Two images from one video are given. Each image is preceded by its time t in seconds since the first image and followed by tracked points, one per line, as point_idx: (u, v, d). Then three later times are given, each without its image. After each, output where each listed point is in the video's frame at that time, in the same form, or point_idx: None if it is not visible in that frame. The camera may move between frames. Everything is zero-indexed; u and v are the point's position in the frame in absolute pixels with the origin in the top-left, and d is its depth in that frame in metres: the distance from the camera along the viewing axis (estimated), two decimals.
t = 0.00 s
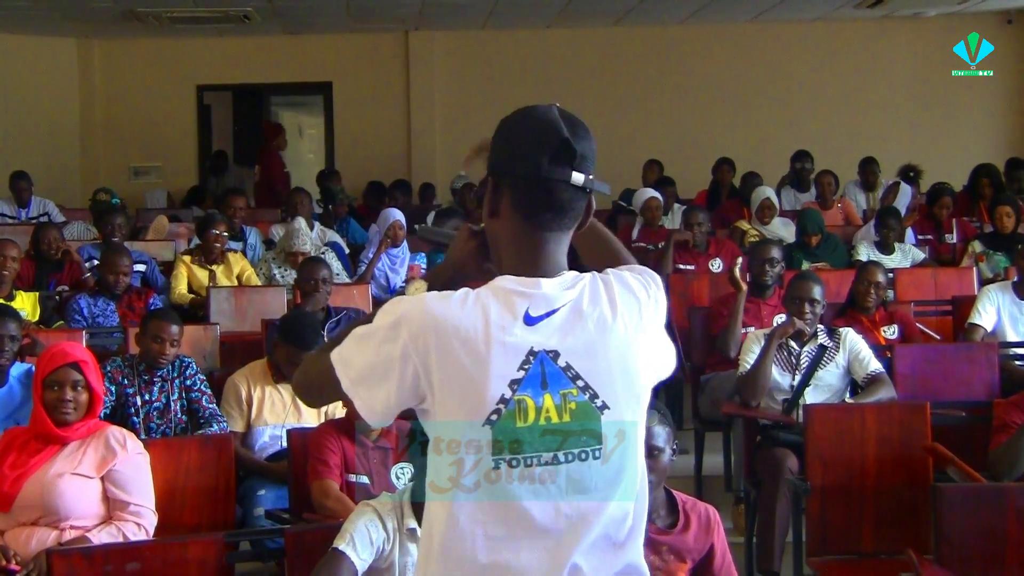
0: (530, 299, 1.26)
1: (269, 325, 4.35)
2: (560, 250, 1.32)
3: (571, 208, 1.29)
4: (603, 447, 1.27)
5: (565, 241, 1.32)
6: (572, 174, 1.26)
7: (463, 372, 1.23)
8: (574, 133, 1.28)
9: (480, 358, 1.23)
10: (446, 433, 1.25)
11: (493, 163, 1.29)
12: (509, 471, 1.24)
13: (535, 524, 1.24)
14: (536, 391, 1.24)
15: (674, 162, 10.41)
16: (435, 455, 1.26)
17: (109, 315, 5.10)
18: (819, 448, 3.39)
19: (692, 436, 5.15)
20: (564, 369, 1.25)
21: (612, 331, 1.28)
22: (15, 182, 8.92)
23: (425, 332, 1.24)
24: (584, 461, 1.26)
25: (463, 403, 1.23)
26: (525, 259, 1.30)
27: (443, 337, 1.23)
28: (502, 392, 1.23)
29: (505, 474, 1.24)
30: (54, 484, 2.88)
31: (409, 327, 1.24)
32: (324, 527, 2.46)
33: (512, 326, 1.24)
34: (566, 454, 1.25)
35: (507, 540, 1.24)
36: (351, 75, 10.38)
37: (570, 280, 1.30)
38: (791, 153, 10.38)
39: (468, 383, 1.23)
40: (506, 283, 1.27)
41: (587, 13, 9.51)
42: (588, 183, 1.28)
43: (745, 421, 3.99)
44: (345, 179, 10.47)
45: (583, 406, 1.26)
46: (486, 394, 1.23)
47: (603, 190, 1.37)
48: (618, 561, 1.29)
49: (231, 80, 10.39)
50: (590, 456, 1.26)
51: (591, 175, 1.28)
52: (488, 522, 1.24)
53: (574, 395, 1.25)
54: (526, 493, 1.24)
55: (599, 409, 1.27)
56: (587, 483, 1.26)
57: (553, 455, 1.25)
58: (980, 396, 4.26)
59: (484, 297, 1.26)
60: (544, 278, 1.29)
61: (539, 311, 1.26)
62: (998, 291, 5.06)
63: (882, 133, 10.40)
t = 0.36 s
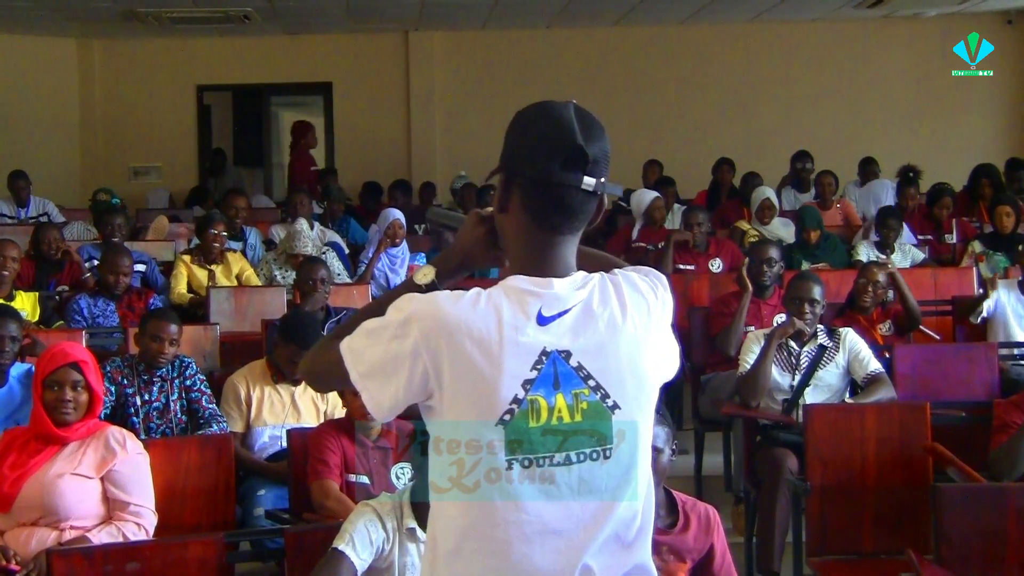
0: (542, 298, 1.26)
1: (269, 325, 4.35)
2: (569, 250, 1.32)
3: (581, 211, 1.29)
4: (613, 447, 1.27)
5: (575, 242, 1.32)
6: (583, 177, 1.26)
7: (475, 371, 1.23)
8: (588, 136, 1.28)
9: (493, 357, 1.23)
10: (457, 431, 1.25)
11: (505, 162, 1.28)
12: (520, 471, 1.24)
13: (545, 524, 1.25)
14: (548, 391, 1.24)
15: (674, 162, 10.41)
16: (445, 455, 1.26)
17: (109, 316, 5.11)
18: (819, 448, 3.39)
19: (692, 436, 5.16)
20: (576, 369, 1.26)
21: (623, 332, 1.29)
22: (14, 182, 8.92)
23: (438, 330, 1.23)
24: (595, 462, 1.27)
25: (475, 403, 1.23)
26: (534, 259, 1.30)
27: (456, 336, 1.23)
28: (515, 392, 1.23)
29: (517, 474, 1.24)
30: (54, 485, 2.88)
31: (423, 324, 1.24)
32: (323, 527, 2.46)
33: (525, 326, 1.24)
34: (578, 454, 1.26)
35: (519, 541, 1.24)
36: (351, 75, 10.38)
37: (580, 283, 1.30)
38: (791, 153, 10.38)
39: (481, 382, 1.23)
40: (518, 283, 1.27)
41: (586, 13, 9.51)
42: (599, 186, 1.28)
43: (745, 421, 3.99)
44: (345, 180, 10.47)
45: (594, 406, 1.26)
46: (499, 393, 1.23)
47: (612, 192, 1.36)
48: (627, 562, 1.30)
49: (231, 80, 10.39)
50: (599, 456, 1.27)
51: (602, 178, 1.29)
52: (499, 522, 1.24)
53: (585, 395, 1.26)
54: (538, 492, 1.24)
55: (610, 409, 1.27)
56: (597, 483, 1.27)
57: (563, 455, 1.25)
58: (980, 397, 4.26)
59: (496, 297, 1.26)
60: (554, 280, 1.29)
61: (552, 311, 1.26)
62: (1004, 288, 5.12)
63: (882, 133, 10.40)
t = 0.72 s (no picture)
0: (542, 298, 1.26)
1: (269, 325, 4.35)
2: (570, 250, 1.32)
3: (584, 213, 1.28)
4: (613, 447, 1.27)
5: (576, 243, 1.32)
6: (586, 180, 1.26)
7: (475, 371, 1.23)
8: (590, 138, 1.27)
9: (491, 356, 1.23)
10: (456, 431, 1.25)
11: (507, 162, 1.28)
12: (519, 471, 1.24)
13: (545, 523, 1.24)
14: (547, 391, 1.24)
15: (674, 162, 10.42)
16: (444, 455, 1.26)
17: (109, 316, 5.12)
18: (819, 447, 3.39)
19: (692, 436, 5.16)
20: (576, 369, 1.26)
21: (623, 331, 1.29)
22: (13, 181, 8.92)
23: (438, 330, 1.23)
24: (594, 462, 1.26)
25: (474, 402, 1.23)
26: (536, 259, 1.30)
27: (455, 335, 1.23)
28: (514, 391, 1.23)
29: (516, 474, 1.24)
30: (55, 484, 2.88)
31: (422, 323, 1.24)
32: (323, 528, 2.46)
33: (524, 326, 1.24)
34: (576, 455, 1.26)
35: (518, 540, 1.24)
36: (351, 76, 10.38)
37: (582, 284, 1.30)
38: (791, 153, 10.38)
39: (479, 381, 1.23)
40: (517, 283, 1.27)
41: (586, 13, 9.51)
42: (602, 188, 1.28)
43: (745, 421, 3.99)
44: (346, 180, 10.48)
45: (593, 406, 1.26)
46: (498, 393, 1.23)
47: (616, 192, 1.36)
48: (629, 563, 1.30)
49: (231, 81, 10.40)
50: (598, 456, 1.27)
51: (605, 180, 1.28)
52: (499, 520, 1.24)
53: (585, 395, 1.26)
54: (537, 492, 1.24)
55: (610, 409, 1.27)
56: (596, 483, 1.27)
57: (562, 455, 1.25)
58: (980, 397, 4.26)
59: (495, 296, 1.26)
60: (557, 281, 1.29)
61: (551, 311, 1.26)
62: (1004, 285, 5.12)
63: (882, 133, 10.40)
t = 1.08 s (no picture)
0: (537, 294, 1.29)
1: (269, 326, 4.36)
2: (576, 252, 1.35)
3: (576, 225, 1.31)
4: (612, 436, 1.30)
5: (582, 244, 1.35)
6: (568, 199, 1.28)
7: (472, 367, 1.28)
8: (572, 153, 1.28)
9: (487, 352, 1.28)
10: (462, 425, 1.30)
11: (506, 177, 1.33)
12: (520, 460, 1.29)
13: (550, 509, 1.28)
14: (542, 381, 1.28)
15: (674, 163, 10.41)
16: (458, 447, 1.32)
17: (109, 316, 5.12)
18: (818, 447, 3.39)
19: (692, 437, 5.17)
20: (571, 360, 1.28)
21: (620, 324, 1.30)
22: (12, 181, 8.92)
23: (437, 329, 1.29)
24: (595, 450, 1.30)
25: (474, 396, 1.29)
26: (539, 265, 1.34)
27: (458, 333, 1.29)
28: (508, 382, 1.28)
29: (517, 463, 1.29)
30: (55, 485, 2.88)
31: (428, 322, 1.30)
32: (324, 527, 2.47)
33: (518, 321, 1.28)
34: (575, 442, 1.29)
35: (524, 526, 1.29)
36: (351, 76, 10.38)
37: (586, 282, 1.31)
38: (791, 153, 10.38)
39: (478, 375, 1.28)
40: (518, 281, 1.31)
41: (587, 13, 9.51)
42: (586, 204, 1.29)
43: (745, 421, 3.99)
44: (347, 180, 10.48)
45: (590, 395, 1.29)
46: (494, 386, 1.28)
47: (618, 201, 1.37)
48: (642, 549, 1.31)
49: (232, 81, 10.40)
50: (600, 444, 1.30)
51: (592, 195, 1.29)
52: (505, 506, 1.30)
53: (580, 385, 1.29)
54: (539, 479, 1.29)
55: (606, 399, 1.29)
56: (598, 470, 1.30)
57: (562, 444, 1.29)
58: (980, 397, 4.25)
59: (496, 293, 1.30)
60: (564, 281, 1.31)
61: (545, 305, 1.29)
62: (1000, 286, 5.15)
63: (882, 133, 10.40)
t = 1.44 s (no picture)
0: (629, 288, 1.17)
1: (269, 326, 4.36)
2: (677, 252, 1.20)
3: (678, 225, 1.16)
4: (713, 429, 1.15)
5: (683, 242, 1.19)
6: (669, 196, 1.15)
7: (567, 369, 1.17)
8: (675, 150, 1.15)
9: (578, 352, 1.16)
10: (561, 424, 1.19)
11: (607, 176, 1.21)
12: (618, 457, 1.17)
13: (651, 508, 1.16)
14: (637, 379, 1.16)
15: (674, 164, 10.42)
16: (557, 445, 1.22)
17: (109, 317, 5.12)
18: (819, 448, 3.39)
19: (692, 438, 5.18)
20: (665, 357, 1.15)
21: (718, 314, 1.16)
22: (13, 182, 8.92)
23: (530, 332, 1.18)
24: (694, 444, 1.16)
25: (568, 398, 1.18)
26: (636, 263, 1.20)
27: (553, 334, 1.17)
28: (603, 379, 1.16)
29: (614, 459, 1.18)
30: (55, 486, 2.88)
31: (522, 320, 1.18)
32: (324, 528, 2.46)
33: (609, 319, 1.16)
34: (672, 438, 1.16)
35: (624, 525, 1.17)
36: (351, 77, 10.38)
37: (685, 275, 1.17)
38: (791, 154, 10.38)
39: (573, 375, 1.17)
40: (614, 281, 1.18)
41: (587, 14, 9.51)
42: (689, 200, 1.15)
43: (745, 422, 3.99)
44: (347, 181, 10.48)
45: (686, 391, 1.15)
46: (587, 386, 1.17)
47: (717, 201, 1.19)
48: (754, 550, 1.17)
49: (232, 82, 10.40)
50: (699, 438, 1.16)
51: (695, 191, 1.15)
52: (601, 504, 1.19)
53: (676, 380, 1.15)
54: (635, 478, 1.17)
55: (704, 393, 1.15)
56: (699, 467, 1.16)
57: (659, 440, 1.16)
58: (980, 398, 4.25)
59: (590, 292, 1.18)
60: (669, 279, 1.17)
61: (638, 302, 1.16)
62: (1000, 291, 5.11)
63: (882, 134, 10.40)
